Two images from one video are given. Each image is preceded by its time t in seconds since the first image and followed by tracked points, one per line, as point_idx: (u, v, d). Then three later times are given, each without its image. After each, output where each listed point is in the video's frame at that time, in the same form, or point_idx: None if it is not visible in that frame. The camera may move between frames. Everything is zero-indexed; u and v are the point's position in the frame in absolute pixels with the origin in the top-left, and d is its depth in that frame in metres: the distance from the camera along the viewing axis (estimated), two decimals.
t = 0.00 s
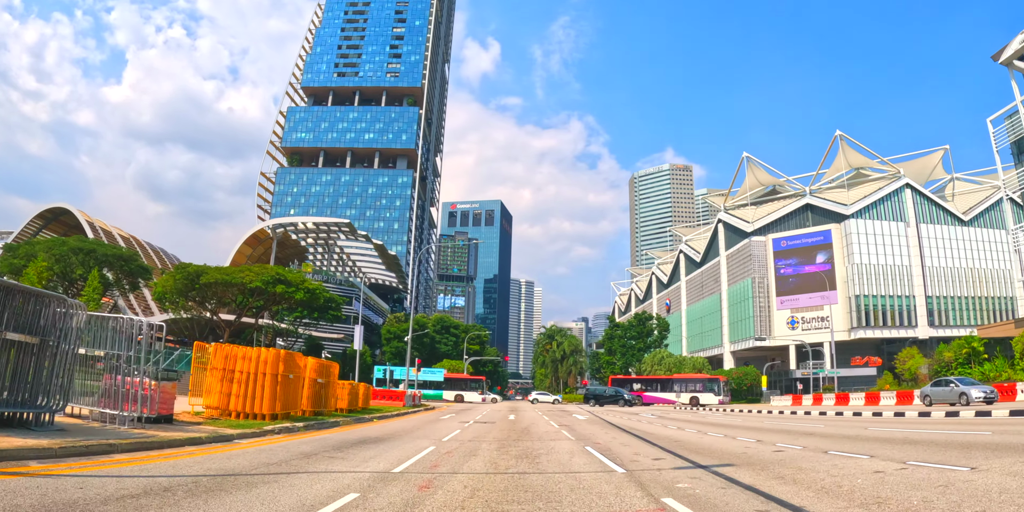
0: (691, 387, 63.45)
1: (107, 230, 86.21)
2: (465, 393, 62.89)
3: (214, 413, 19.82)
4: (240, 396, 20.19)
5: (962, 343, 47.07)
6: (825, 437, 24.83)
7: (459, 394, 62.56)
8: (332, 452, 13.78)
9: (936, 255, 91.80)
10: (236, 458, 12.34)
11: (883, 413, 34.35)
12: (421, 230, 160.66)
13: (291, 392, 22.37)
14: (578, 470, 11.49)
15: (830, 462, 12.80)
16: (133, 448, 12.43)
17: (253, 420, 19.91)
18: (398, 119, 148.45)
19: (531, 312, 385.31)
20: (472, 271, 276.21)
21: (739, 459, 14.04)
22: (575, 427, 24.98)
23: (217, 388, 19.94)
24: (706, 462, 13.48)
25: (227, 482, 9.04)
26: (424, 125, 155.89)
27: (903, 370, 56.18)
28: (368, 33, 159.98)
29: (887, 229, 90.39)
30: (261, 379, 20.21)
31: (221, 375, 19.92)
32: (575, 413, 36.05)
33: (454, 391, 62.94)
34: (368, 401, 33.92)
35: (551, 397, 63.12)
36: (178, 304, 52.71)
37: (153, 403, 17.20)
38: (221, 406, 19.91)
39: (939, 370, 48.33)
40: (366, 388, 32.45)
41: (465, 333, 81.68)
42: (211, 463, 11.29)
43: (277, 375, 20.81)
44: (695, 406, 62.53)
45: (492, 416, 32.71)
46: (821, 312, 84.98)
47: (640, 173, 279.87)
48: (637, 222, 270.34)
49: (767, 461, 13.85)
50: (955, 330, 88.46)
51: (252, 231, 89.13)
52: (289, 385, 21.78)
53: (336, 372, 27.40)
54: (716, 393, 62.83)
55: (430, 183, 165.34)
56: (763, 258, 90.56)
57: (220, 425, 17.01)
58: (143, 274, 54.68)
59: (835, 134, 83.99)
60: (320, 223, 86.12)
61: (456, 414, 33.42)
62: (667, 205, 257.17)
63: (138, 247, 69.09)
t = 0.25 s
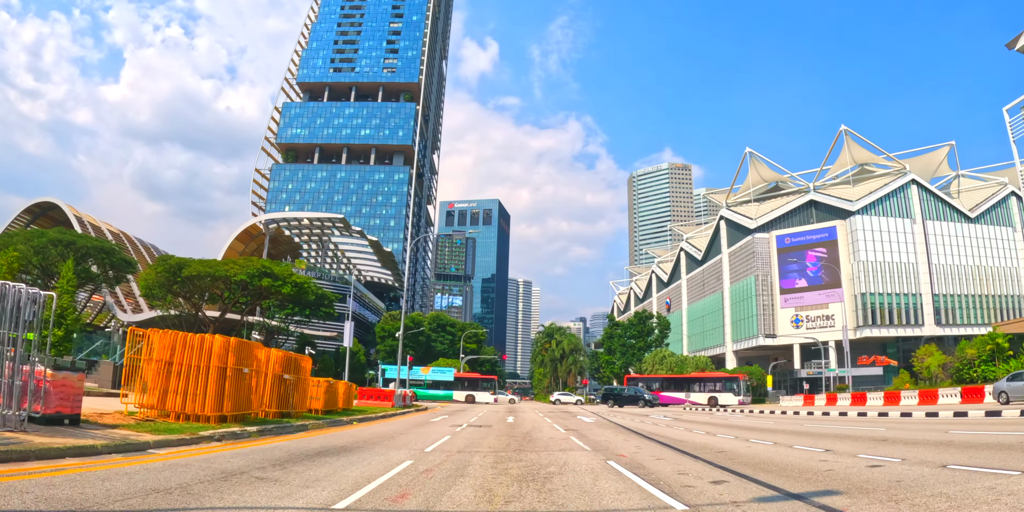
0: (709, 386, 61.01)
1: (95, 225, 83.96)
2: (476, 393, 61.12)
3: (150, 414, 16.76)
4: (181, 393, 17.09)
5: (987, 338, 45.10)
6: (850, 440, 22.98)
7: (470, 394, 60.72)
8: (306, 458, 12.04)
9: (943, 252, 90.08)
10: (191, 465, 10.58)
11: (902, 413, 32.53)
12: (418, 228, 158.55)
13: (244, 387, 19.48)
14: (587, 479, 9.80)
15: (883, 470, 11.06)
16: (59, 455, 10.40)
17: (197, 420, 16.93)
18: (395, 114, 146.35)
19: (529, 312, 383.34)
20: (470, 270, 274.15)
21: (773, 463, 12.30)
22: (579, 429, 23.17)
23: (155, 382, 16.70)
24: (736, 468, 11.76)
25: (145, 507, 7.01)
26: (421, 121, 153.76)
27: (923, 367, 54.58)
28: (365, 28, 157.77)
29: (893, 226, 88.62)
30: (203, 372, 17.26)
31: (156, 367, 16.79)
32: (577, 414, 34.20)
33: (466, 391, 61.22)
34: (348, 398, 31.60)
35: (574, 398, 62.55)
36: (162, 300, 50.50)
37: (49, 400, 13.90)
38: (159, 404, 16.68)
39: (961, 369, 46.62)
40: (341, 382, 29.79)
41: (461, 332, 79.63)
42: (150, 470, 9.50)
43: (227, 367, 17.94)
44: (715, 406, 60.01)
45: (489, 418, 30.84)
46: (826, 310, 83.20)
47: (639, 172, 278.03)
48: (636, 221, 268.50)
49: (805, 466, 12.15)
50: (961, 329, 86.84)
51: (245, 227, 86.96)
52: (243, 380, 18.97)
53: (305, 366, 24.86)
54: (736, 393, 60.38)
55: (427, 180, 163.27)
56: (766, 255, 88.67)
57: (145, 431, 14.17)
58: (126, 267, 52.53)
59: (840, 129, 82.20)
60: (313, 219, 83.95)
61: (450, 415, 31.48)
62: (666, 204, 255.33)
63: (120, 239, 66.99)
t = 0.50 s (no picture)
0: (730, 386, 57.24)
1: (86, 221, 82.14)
2: (492, 394, 59.09)
3: (62, 416, 13.89)
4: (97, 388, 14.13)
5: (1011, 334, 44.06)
6: (878, 442, 21.18)
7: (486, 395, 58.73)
8: (274, 467, 10.37)
9: (951, 249, 88.21)
10: (132, 477, 8.90)
11: (925, 413, 30.68)
12: (417, 226, 156.57)
13: (185, 381, 16.31)
14: (604, 496, 8.15)
15: (951, 476, 9.42)
16: None
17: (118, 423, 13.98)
18: (393, 111, 144.42)
19: (528, 311, 381.37)
20: (469, 269, 272.09)
21: (816, 469, 10.61)
22: (585, 430, 21.42)
23: (67, 378, 13.91)
24: (776, 476, 10.06)
25: None
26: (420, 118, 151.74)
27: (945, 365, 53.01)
28: (363, 23, 155.74)
29: (901, 222, 86.77)
30: (119, 362, 14.06)
31: (62, 361, 13.82)
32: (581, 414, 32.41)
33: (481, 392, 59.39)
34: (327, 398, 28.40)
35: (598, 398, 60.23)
36: (148, 295, 48.50)
37: None
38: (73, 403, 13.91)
39: (985, 366, 45.25)
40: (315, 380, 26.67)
41: (459, 330, 77.57)
42: (75, 487, 7.85)
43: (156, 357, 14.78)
44: (737, 407, 56.25)
45: (488, 419, 29.03)
46: (833, 308, 81.40)
47: (639, 170, 275.99)
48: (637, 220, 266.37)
49: (856, 474, 10.44)
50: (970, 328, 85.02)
51: (239, 223, 85.00)
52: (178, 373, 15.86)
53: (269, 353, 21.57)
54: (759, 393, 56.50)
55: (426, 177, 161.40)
56: (772, 252, 86.82)
57: (19, 436, 11.24)
58: (109, 261, 50.46)
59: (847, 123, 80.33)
60: (308, 214, 81.86)
61: (447, 417, 29.61)
62: (667, 203, 253.21)
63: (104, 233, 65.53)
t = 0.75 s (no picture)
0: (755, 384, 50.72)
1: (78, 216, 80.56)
2: (506, 394, 57.07)
3: None
4: None
5: None
6: (911, 442, 19.39)
7: (500, 394, 56.68)
8: (237, 475, 8.74)
9: (961, 246, 86.28)
10: (55, 488, 7.10)
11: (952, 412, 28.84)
12: (416, 224, 154.65)
13: (106, 372, 12.20)
14: None
15: None
16: None
17: None
18: (392, 107, 142.68)
19: (529, 311, 379.45)
20: (469, 268, 270.27)
21: (883, 479, 8.82)
22: (592, 431, 19.71)
23: None
24: (831, 484, 8.48)
25: None
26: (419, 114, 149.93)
27: (968, 362, 51.29)
28: (362, 19, 153.85)
29: (909, 218, 84.87)
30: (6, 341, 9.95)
31: None
32: (585, 415, 30.66)
33: (496, 392, 57.07)
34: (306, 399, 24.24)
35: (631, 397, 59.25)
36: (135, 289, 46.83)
37: None
38: None
39: (1010, 363, 44.04)
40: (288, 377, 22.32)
41: (457, 328, 75.74)
42: None
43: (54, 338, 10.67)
44: (762, 407, 49.47)
45: (486, 421, 27.28)
46: (841, 306, 79.51)
47: (640, 170, 274.27)
48: (637, 219, 264.44)
49: (924, 480, 8.82)
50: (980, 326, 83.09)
51: (232, 219, 83.26)
52: (85, 363, 11.49)
53: (226, 351, 17.53)
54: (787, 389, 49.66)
55: (425, 175, 159.65)
56: (778, 249, 84.89)
57: None
58: (95, 255, 48.59)
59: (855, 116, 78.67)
60: (303, 210, 80.13)
61: (442, 418, 27.83)
62: (668, 202, 251.31)
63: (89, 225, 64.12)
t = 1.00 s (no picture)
0: (783, 382, 47.07)
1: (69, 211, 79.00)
2: (523, 394, 54.86)
3: None
4: None
5: None
6: (949, 445, 17.70)
7: (517, 395, 54.48)
8: (177, 492, 7.16)
9: (970, 242, 84.47)
10: None
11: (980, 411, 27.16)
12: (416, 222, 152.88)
13: None
14: None
15: None
16: None
17: None
18: (391, 103, 140.99)
19: (529, 311, 377.63)
20: (469, 268, 268.54)
21: (973, 496, 7.11)
22: (599, 434, 18.05)
23: None
24: (908, 503, 6.86)
25: None
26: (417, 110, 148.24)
27: (994, 360, 49.40)
28: (360, 14, 152.12)
29: (917, 213, 83.08)
30: None
31: None
32: (589, 416, 28.97)
33: (513, 392, 54.79)
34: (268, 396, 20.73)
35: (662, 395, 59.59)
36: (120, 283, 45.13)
37: None
38: None
39: None
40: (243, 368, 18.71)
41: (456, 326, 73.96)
42: None
43: None
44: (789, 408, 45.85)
45: (484, 422, 25.58)
46: (848, 303, 77.71)
47: (641, 168, 272.47)
48: (637, 218, 262.60)
49: (1019, 494, 7.25)
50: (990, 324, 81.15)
51: (227, 214, 81.63)
52: None
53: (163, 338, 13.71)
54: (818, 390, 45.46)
55: (424, 172, 158.00)
56: (784, 245, 83.14)
57: None
58: (77, 248, 46.81)
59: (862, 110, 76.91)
60: (299, 205, 78.43)
61: (436, 419, 26.08)
62: (669, 201, 249.55)
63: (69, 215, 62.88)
